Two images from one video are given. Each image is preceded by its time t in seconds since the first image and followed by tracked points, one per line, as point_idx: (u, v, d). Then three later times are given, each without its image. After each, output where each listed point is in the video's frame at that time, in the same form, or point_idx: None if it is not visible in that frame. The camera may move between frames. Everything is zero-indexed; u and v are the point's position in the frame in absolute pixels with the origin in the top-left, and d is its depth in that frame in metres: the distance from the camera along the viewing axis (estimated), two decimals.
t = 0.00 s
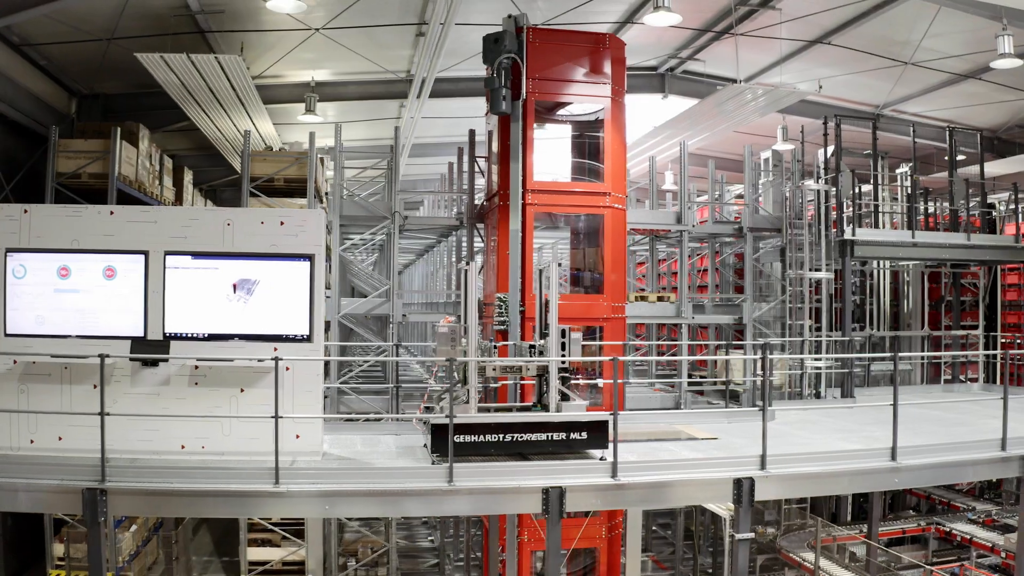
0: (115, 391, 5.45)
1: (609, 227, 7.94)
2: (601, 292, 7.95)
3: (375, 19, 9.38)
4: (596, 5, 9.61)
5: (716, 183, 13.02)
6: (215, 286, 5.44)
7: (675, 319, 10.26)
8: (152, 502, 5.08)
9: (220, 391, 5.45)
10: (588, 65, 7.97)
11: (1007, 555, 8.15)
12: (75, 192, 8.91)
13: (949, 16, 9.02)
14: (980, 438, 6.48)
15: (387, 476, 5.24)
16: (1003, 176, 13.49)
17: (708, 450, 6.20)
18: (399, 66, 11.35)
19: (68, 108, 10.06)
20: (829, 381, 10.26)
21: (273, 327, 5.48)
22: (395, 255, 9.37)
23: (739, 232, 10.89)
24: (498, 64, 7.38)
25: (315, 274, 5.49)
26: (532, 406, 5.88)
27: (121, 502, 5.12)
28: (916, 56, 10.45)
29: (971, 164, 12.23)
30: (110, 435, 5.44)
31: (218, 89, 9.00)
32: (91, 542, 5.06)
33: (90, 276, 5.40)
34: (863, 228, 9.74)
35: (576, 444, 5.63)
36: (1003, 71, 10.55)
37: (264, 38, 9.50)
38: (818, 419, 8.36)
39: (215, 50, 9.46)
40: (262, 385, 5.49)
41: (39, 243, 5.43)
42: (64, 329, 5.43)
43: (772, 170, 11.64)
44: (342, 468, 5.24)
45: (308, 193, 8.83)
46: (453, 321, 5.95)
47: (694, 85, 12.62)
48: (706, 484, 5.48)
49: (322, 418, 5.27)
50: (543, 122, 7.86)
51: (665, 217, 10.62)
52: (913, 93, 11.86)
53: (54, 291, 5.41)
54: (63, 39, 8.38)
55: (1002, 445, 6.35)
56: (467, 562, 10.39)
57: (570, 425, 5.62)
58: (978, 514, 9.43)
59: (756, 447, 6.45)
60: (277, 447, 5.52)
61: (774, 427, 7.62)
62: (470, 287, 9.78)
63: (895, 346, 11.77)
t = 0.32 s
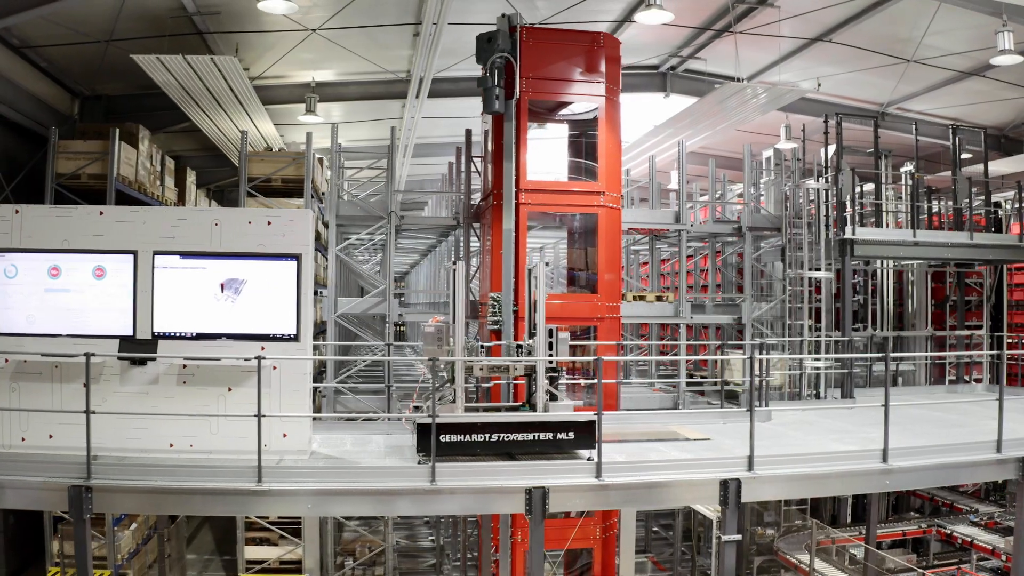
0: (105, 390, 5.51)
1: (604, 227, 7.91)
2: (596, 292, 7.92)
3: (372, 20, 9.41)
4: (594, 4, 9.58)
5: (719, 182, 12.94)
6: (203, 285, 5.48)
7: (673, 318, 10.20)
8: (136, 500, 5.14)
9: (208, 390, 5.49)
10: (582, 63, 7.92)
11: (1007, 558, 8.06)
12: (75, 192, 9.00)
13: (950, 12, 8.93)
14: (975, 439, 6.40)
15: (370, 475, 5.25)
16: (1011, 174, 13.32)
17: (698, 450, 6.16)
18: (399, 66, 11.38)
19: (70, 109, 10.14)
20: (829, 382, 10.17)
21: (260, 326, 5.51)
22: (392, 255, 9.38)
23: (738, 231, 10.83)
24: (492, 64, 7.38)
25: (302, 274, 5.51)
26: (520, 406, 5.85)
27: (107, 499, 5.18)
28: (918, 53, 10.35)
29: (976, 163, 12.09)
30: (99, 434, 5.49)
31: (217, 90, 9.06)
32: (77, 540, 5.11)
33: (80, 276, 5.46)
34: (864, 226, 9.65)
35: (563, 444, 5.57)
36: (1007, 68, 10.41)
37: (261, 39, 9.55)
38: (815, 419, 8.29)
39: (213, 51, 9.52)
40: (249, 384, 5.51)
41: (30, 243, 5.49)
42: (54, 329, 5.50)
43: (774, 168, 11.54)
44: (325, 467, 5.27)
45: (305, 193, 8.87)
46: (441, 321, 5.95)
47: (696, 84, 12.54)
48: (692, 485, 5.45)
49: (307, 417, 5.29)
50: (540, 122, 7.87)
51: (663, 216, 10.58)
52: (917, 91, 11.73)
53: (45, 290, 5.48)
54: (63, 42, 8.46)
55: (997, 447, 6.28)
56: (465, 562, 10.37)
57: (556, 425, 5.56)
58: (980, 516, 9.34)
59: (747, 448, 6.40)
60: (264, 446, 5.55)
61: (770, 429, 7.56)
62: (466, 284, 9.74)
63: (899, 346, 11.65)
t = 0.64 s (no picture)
0: (96, 388, 5.57)
1: (598, 226, 7.88)
2: (590, 291, 7.90)
3: (369, 20, 9.42)
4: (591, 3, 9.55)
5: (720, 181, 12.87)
6: (192, 285, 5.51)
7: (671, 318, 10.14)
8: (124, 498, 5.19)
9: (197, 388, 5.53)
10: (576, 63, 7.91)
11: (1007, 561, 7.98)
12: (76, 193, 9.09)
13: (950, 8, 8.85)
14: (970, 441, 6.34)
15: (355, 474, 5.26)
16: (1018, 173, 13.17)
17: (688, 450, 6.13)
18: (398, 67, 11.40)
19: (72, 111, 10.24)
20: (830, 382, 10.10)
21: (249, 326, 5.54)
22: (388, 254, 9.38)
23: (737, 230, 10.78)
24: (485, 63, 7.29)
25: (291, 273, 5.53)
26: (509, 406, 5.83)
27: (93, 497, 5.22)
28: (920, 51, 10.26)
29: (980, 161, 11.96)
30: (91, 431, 5.55)
31: (216, 90, 9.11)
32: (65, 537, 5.16)
33: (71, 276, 5.52)
34: (865, 225, 9.57)
35: (550, 444, 5.55)
36: (1011, 66, 10.30)
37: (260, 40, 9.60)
38: (813, 419, 8.22)
39: (212, 53, 9.58)
40: (237, 383, 5.54)
41: (23, 242, 5.55)
42: (46, 328, 5.56)
43: (776, 167, 11.45)
44: (311, 466, 5.28)
45: (302, 192, 8.91)
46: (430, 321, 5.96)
47: (697, 83, 12.47)
48: (678, 486, 5.43)
49: (294, 416, 5.31)
50: (540, 122, 7.92)
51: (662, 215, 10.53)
52: (921, 88, 11.62)
53: (37, 290, 5.54)
54: (62, 44, 8.54)
55: (992, 449, 6.22)
56: (464, 561, 10.35)
57: (543, 425, 5.54)
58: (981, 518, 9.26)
59: (740, 449, 6.36)
60: (252, 445, 5.58)
61: (767, 429, 7.51)
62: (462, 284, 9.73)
63: (902, 346, 11.54)
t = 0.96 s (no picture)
0: (86, 387, 5.62)
1: (592, 226, 7.86)
2: (584, 291, 7.88)
3: (366, 21, 9.44)
4: (588, 1, 9.52)
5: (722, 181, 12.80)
6: (181, 284, 5.56)
7: (669, 318, 10.08)
8: (110, 495, 5.25)
9: (185, 387, 5.57)
10: (570, 62, 7.87)
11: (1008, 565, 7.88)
12: (76, 193, 9.17)
13: (950, 5, 8.76)
14: (966, 443, 6.26)
15: (338, 473, 5.28)
16: None
17: (678, 451, 6.09)
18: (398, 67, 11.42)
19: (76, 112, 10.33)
20: (831, 383, 10.00)
21: (237, 326, 5.58)
22: (386, 253, 9.39)
23: (737, 229, 10.73)
24: (478, 63, 7.29)
25: (278, 273, 5.56)
26: (496, 406, 5.82)
27: (80, 494, 5.29)
28: (922, 48, 10.16)
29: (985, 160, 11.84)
30: (83, 430, 5.61)
31: (214, 91, 9.14)
32: (53, 533, 5.21)
33: (62, 275, 5.58)
34: (865, 224, 9.48)
35: (536, 444, 5.53)
36: (1015, 63, 10.17)
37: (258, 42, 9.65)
38: (811, 420, 8.15)
39: (211, 54, 9.64)
40: (226, 383, 5.57)
41: (15, 243, 5.62)
42: (38, 327, 5.62)
43: (777, 165, 11.35)
44: (295, 464, 5.31)
45: (298, 192, 8.96)
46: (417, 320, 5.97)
47: (699, 81, 12.40)
48: (663, 487, 5.40)
49: (280, 415, 5.33)
50: (541, 122, 8.01)
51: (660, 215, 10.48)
52: (926, 87, 11.50)
53: (29, 290, 5.60)
54: (62, 46, 8.63)
55: (986, 451, 6.14)
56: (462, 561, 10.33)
57: (529, 426, 5.52)
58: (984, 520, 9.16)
59: (732, 449, 6.31)
60: (240, 444, 5.61)
61: (762, 430, 7.45)
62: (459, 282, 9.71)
63: (907, 347, 11.42)
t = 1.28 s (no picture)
0: (77, 386, 5.67)
1: (586, 225, 7.84)
2: (577, 291, 7.86)
3: (362, 21, 9.46)
4: None
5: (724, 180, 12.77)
6: (169, 284, 5.60)
7: (666, 318, 10.03)
8: (97, 493, 5.29)
9: (173, 386, 5.61)
10: (564, 61, 7.86)
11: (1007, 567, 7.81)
12: (75, 193, 9.27)
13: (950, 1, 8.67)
14: (959, 445, 6.20)
15: (321, 473, 5.29)
16: None
17: (666, 452, 6.07)
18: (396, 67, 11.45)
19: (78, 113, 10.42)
20: (830, 383, 9.93)
21: (225, 325, 5.60)
22: (382, 253, 9.41)
23: (735, 228, 10.61)
24: (470, 62, 7.26)
25: (265, 273, 5.58)
26: (482, 406, 5.82)
27: (67, 491, 5.34)
28: (923, 45, 10.06)
29: (988, 159, 11.73)
30: (73, 428, 5.66)
31: (211, 91, 9.18)
32: (41, 530, 5.27)
33: (53, 275, 5.64)
34: (863, 224, 9.40)
35: (522, 444, 5.51)
36: (1018, 60, 10.06)
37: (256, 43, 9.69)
38: (807, 421, 8.09)
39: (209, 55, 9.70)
40: (214, 382, 5.61)
41: (7, 243, 5.69)
42: (30, 327, 5.68)
43: (777, 163, 11.28)
44: (279, 463, 5.34)
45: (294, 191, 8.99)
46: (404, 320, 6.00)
47: (700, 80, 12.33)
48: (647, 489, 5.38)
49: (266, 414, 5.35)
50: (541, 122, 8.01)
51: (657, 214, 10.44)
52: (928, 84, 11.39)
53: (20, 289, 5.67)
54: (61, 47, 8.70)
55: (979, 453, 6.07)
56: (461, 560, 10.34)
57: (515, 425, 5.48)
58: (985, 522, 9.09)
59: (722, 450, 6.28)
60: (228, 443, 5.64)
61: (755, 431, 7.41)
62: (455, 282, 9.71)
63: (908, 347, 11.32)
